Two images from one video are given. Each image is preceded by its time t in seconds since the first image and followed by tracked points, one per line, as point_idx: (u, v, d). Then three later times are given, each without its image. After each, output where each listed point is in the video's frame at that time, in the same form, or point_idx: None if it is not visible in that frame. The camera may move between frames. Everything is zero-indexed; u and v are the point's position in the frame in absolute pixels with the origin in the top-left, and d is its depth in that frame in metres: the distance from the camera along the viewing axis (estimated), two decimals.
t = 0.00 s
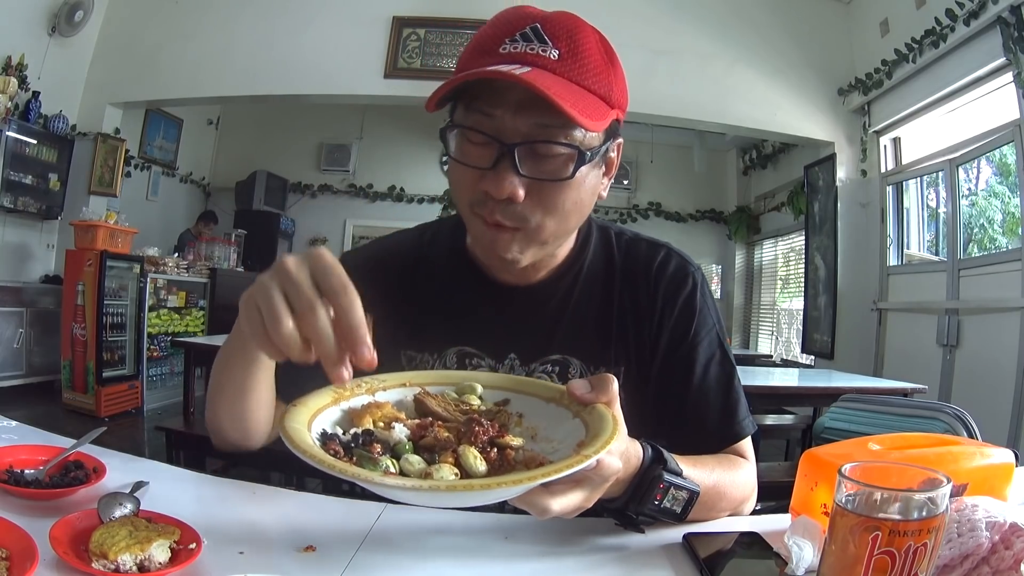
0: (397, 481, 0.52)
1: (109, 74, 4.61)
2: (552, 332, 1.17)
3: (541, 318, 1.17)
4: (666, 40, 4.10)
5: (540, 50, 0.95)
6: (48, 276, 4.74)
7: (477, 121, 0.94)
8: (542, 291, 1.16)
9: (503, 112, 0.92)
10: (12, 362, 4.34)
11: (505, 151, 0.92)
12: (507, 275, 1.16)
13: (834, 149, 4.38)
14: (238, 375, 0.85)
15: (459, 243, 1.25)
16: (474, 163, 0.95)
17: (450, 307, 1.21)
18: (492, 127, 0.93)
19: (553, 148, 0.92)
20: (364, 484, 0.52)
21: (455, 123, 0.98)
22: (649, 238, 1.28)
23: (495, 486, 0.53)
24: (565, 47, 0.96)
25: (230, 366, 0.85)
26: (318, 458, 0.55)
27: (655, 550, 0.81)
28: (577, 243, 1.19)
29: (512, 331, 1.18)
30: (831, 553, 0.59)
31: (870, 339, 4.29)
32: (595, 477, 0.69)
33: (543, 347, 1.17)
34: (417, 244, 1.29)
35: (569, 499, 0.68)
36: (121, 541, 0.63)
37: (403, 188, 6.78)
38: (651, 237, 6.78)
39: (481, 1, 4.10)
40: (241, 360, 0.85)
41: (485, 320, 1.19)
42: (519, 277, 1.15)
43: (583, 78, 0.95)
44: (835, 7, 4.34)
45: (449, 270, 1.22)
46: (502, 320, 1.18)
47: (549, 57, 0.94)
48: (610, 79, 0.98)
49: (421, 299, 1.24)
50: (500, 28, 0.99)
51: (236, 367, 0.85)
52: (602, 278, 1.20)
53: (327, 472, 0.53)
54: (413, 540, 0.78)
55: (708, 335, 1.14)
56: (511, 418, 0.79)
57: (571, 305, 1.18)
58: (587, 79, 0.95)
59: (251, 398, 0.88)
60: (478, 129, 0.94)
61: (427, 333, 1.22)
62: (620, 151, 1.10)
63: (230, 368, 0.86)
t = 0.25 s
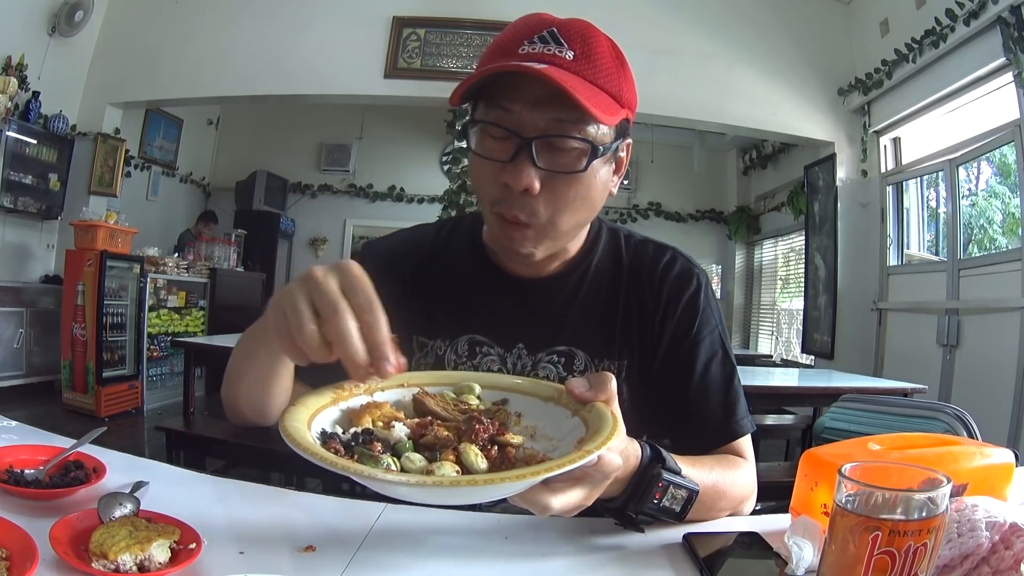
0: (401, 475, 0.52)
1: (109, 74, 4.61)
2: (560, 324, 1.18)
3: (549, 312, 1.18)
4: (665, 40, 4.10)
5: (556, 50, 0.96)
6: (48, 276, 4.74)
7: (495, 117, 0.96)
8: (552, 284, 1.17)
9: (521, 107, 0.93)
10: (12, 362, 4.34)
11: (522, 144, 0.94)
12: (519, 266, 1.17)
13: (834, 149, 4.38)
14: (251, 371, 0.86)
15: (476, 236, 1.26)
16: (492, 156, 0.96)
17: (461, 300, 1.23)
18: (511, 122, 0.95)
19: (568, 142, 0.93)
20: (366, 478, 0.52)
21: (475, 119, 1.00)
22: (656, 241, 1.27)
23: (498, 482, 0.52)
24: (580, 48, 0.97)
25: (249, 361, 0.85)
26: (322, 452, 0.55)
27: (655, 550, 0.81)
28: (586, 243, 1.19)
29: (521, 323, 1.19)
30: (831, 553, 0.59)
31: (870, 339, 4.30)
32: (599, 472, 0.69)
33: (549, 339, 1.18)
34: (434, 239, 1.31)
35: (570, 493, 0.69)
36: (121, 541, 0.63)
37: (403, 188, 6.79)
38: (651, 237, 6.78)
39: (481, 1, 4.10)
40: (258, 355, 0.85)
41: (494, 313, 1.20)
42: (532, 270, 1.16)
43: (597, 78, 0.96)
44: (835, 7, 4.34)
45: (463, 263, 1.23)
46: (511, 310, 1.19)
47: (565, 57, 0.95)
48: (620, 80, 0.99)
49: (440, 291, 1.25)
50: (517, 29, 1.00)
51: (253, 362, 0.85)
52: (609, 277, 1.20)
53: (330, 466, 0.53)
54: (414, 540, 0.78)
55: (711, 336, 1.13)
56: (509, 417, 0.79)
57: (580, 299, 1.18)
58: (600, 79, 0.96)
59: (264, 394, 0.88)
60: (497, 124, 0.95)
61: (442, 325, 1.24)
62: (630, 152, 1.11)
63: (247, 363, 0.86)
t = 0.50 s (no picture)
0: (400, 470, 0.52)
1: (109, 74, 4.61)
2: (567, 322, 1.18)
3: (554, 310, 1.18)
4: (665, 40, 4.10)
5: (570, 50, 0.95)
6: (48, 276, 4.75)
7: (508, 113, 0.96)
8: (559, 282, 1.17)
9: (535, 106, 0.94)
10: (12, 362, 4.34)
11: (535, 141, 0.94)
12: (527, 263, 1.17)
13: (834, 149, 4.38)
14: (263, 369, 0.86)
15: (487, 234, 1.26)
16: (505, 153, 0.97)
17: (468, 298, 1.23)
18: (524, 120, 0.96)
19: (580, 141, 0.93)
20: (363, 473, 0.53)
21: (488, 118, 1.01)
22: (661, 243, 1.27)
23: (499, 474, 0.52)
24: (592, 50, 0.97)
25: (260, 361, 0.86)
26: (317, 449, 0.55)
27: (655, 550, 0.81)
28: (591, 245, 1.19)
29: (528, 322, 1.19)
30: (831, 553, 0.59)
31: (870, 339, 4.30)
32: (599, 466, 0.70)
33: (553, 336, 1.19)
34: (444, 238, 1.30)
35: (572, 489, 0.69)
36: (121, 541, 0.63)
37: (403, 188, 6.79)
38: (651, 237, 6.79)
39: (481, 1, 4.10)
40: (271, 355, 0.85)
41: (501, 312, 1.20)
42: (540, 268, 1.16)
43: (609, 78, 0.96)
44: (835, 7, 4.34)
45: (473, 261, 1.23)
46: (519, 308, 1.19)
47: (578, 57, 0.95)
48: (631, 80, 0.99)
49: (451, 286, 1.25)
50: (528, 29, 1.00)
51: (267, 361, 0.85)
52: (614, 278, 1.20)
53: (328, 463, 0.53)
54: (414, 540, 0.78)
55: (712, 336, 1.13)
56: (508, 418, 0.79)
57: (586, 298, 1.18)
58: (612, 80, 0.96)
59: (273, 392, 0.88)
60: (510, 122, 0.96)
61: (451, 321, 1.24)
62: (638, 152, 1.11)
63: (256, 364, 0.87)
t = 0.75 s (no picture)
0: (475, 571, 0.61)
1: (109, 74, 4.61)
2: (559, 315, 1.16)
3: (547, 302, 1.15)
4: (666, 41, 4.10)
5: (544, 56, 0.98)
6: (48, 276, 4.74)
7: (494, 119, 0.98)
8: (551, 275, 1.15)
9: (519, 109, 0.97)
10: (12, 361, 4.34)
11: (523, 141, 0.96)
12: (520, 257, 1.15)
13: (834, 149, 4.37)
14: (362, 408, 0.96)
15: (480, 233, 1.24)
16: (495, 155, 0.98)
17: (459, 292, 1.18)
18: (509, 123, 0.98)
19: (562, 135, 0.96)
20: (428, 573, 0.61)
21: (474, 129, 1.02)
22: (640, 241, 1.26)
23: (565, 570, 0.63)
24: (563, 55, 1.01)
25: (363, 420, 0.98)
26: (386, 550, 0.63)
27: (654, 550, 0.81)
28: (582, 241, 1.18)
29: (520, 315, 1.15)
30: (831, 554, 0.59)
31: (870, 339, 4.29)
32: (595, 404, 0.67)
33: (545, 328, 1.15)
34: (442, 241, 1.27)
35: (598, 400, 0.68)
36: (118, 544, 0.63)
37: (403, 188, 6.79)
38: (651, 237, 6.78)
39: (481, 2, 4.10)
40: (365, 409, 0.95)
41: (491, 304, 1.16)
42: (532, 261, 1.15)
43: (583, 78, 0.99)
44: (835, 8, 4.34)
45: (468, 260, 1.20)
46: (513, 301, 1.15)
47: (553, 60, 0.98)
48: (600, 82, 1.02)
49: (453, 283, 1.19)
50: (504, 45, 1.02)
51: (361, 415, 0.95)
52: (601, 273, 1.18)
53: (414, 568, 0.61)
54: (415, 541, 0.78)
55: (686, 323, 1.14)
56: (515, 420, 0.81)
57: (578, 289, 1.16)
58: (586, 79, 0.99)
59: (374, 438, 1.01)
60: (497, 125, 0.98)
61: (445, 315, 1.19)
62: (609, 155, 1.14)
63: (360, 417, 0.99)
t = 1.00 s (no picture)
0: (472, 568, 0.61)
1: (109, 74, 4.61)
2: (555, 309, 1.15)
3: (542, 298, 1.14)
4: (666, 41, 4.10)
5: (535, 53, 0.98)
6: (48, 276, 4.74)
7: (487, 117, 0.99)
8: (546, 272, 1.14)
9: (511, 108, 0.97)
10: (12, 361, 4.35)
11: (515, 139, 0.96)
12: (516, 257, 1.15)
13: (834, 149, 4.38)
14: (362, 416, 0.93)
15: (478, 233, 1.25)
16: (488, 154, 0.98)
17: (457, 290, 1.18)
18: (502, 121, 0.98)
19: (554, 131, 0.95)
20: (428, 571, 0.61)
21: (469, 126, 1.03)
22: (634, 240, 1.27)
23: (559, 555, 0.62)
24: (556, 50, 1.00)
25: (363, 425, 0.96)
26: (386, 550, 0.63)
27: (655, 550, 0.81)
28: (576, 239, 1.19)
29: (518, 309, 1.14)
30: (831, 553, 0.59)
31: (870, 339, 4.29)
32: (631, 416, 0.68)
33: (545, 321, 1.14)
34: (440, 242, 1.27)
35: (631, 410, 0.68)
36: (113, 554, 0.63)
37: (403, 188, 6.79)
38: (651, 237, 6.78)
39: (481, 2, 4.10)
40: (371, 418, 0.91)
41: (489, 300, 1.16)
42: (528, 258, 1.14)
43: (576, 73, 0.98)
44: (835, 8, 4.34)
45: (467, 258, 1.20)
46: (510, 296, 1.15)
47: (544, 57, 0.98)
48: (594, 80, 1.01)
49: (451, 286, 1.19)
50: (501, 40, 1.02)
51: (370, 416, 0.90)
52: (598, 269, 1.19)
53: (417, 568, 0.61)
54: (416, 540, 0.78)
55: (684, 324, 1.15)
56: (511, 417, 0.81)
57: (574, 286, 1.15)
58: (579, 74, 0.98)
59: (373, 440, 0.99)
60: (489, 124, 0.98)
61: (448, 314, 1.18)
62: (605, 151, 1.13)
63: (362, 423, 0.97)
